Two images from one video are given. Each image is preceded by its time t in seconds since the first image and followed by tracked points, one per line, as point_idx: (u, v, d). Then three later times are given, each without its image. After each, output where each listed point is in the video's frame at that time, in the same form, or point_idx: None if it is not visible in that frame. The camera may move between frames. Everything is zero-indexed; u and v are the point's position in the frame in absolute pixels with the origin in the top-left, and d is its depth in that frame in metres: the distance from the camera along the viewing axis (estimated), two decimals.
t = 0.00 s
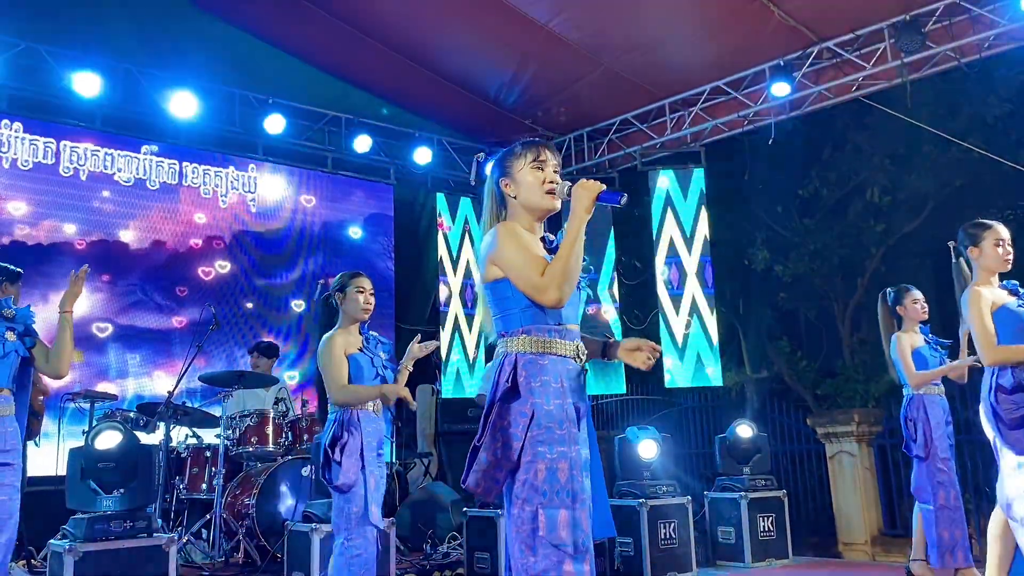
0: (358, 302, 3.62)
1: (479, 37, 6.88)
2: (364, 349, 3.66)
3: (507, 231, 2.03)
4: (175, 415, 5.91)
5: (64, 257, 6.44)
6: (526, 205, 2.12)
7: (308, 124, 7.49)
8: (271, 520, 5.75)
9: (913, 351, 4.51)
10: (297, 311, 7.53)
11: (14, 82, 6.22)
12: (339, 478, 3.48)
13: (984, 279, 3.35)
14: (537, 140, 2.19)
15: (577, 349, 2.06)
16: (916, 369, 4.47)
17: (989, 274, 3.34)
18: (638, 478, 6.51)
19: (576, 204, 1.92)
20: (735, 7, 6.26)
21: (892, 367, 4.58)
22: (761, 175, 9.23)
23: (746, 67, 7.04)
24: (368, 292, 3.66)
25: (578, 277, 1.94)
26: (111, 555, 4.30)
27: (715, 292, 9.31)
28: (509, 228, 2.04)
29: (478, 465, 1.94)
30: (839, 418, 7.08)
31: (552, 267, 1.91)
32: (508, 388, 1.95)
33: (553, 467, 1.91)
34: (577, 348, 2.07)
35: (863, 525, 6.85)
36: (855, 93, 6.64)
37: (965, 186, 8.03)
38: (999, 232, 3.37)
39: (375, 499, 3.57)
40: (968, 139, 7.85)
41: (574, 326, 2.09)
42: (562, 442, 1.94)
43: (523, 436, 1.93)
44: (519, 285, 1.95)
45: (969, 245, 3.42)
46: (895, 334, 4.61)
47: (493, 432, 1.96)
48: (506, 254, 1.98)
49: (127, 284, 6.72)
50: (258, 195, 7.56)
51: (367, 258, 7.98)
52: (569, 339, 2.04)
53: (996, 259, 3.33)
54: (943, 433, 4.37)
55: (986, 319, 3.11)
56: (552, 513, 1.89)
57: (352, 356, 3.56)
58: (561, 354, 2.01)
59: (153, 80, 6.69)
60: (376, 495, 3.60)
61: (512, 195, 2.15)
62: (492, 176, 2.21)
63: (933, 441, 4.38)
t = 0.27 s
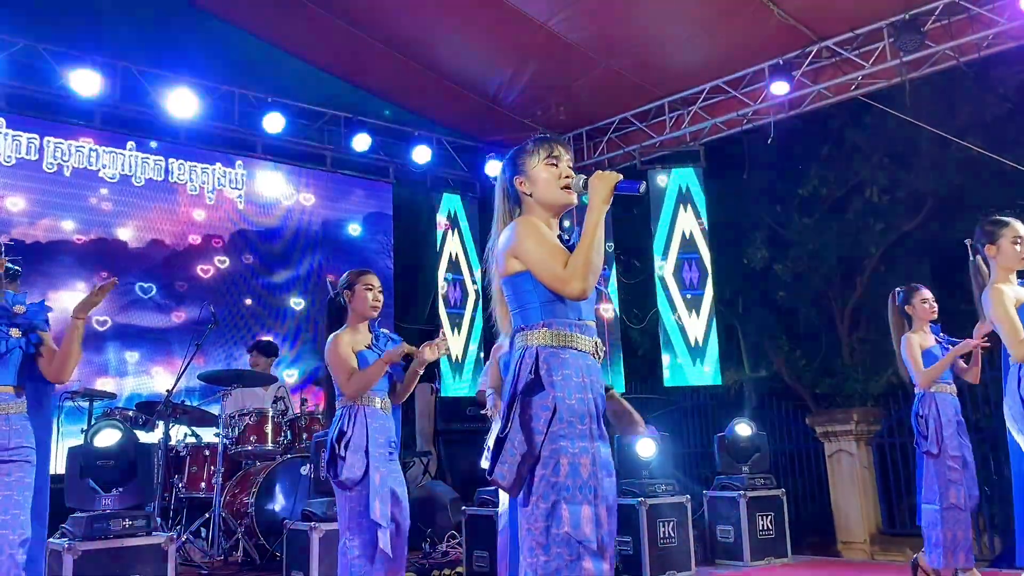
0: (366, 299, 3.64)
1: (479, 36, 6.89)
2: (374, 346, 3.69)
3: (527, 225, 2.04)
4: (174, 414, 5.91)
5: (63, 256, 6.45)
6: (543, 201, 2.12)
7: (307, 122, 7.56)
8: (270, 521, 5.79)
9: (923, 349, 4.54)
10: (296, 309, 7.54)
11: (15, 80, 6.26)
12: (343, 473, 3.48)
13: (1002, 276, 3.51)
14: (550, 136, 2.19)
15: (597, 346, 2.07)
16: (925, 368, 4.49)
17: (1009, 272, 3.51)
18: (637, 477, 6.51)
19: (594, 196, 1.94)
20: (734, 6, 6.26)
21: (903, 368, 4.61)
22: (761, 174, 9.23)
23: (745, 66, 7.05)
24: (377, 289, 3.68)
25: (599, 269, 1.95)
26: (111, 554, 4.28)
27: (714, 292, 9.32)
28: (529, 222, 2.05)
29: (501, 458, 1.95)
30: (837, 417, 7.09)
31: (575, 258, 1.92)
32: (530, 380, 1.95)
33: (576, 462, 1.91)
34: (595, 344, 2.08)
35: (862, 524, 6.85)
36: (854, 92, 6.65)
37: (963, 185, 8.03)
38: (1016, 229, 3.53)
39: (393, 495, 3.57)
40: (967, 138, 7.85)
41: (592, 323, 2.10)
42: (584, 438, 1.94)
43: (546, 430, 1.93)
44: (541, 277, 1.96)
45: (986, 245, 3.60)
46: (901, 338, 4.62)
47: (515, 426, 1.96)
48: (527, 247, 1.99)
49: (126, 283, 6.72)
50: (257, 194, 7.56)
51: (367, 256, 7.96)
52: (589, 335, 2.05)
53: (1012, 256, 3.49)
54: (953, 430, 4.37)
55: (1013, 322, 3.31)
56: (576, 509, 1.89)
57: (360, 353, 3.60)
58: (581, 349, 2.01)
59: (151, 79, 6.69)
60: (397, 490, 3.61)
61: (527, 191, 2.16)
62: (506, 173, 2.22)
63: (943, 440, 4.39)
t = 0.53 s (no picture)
0: (371, 297, 3.67)
1: (477, 35, 6.88)
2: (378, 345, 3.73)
3: (532, 220, 2.04)
4: (173, 413, 5.90)
5: (62, 254, 6.45)
6: (552, 198, 2.12)
7: (307, 122, 7.45)
8: (270, 520, 5.78)
9: (925, 349, 4.56)
10: (296, 308, 7.52)
11: (14, 78, 6.20)
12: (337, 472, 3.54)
13: (1012, 273, 3.52)
14: (558, 134, 2.20)
15: (601, 345, 2.06)
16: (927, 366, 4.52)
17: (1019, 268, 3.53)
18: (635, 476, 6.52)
19: (599, 193, 1.93)
20: (733, 6, 6.26)
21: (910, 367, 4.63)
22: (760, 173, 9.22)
23: (744, 65, 7.05)
24: (382, 287, 3.69)
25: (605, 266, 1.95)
26: (110, 553, 4.28)
27: (713, 291, 9.32)
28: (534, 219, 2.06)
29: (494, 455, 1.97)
30: (835, 415, 7.09)
31: (581, 254, 1.92)
32: (525, 378, 1.97)
33: (571, 462, 1.91)
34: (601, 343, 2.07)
35: (860, 523, 6.86)
36: (853, 91, 6.65)
37: (962, 184, 8.03)
38: None
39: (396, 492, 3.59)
40: (966, 138, 7.85)
41: (598, 321, 2.09)
42: (580, 438, 1.93)
43: (541, 429, 1.93)
44: (544, 273, 1.97)
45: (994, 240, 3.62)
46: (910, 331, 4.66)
47: (512, 423, 1.98)
48: (532, 242, 2.00)
49: (124, 282, 6.72)
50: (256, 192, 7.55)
51: (365, 254, 7.99)
52: (593, 334, 2.04)
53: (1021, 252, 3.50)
54: (952, 432, 4.36)
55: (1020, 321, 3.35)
56: (569, 509, 1.88)
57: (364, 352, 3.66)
58: (583, 348, 2.01)
59: (151, 79, 6.63)
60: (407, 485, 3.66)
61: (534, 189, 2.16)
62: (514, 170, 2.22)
63: (940, 439, 4.40)
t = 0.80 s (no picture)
0: (369, 297, 3.74)
1: (476, 35, 6.88)
2: (382, 343, 3.77)
3: (519, 223, 2.04)
4: (171, 412, 5.89)
5: (61, 254, 6.45)
6: (549, 194, 2.11)
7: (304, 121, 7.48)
8: (267, 517, 5.76)
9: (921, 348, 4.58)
10: (293, 306, 7.51)
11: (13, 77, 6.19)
12: (337, 472, 3.67)
13: (1012, 269, 3.51)
14: (559, 132, 2.18)
15: (592, 341, 1.99)
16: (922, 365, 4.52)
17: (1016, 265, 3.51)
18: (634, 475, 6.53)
19: (591, 191, 1.87)
20: (731, 5, 6.26)
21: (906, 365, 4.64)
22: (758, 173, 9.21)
23: (743, 65, 7.05)
24: (379, 285, 3.73)
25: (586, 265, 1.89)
26: (108, 552, 4.28)
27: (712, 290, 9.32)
28: (522, 221, 2.06)
29: (481, 458, 1.99)
30: (834, 415, 7.09)
31: (557, 255, 1.88)
32: (508, 382, 2.01)
33: (552, 462, 1.88)
34: (593, 338, 2.00)
35: (858, 522, 6.86)
36: (851, 91, 6.65)
37: (960, 184, 8.02)
38: None
39: (401, 493, 3.67)
40: (964, 137, 7.85)
41: (598, 317, 2.05)
42: (563, 438, 1.89)
43: (525, 431, 1.95)
44: (526, 274, 1.96)
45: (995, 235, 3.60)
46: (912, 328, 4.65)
47: (497, 426, 2.00)
48: (515, 244, 2.00)
49: (123, 282, 6.71)
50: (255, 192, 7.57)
51: (364, 253, 8.01)
52: (586, 332, 1.99)
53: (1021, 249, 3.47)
54: (948, 432, 4.38)
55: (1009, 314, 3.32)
56: (552, 509, 1.85)
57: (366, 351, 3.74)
58: (572, 347, 1.97)
59: (150, 78, 6.62)
60: (417, 486, 3.75)
61: (533, 186, 2.14)
62: (514, 168, 2.20)
63: (935, 438, 4.43)
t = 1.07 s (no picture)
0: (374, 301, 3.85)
1: (475, 34, 6.88)
2: (384, 347, 3.83)
3: (501, 233, 2.01)
4: (170, 412, 5.89)
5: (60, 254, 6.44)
6: (539, 204, 2.08)
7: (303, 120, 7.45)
8: (266, 517, 5.75)
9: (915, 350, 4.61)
10: (291, 305, 7.51)
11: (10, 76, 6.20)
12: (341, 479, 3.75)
13: (1006, 270, 3.50)
14: (555, 140, 2.15)
15: (578, 346, 1.95)
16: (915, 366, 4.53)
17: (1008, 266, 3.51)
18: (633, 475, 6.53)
19: (573, 206, 1.84)
20: (730, 5, 6.26)
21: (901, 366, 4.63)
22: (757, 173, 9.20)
23: (742, 64, 7.04)
24: (381, 289, 3.81)
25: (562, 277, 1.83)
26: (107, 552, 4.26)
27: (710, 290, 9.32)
28: (505, 232, 2.03)
29: (476, 470, 2.03)
30: (833, 414, 7.09)
31: (532, 267, 1.84)
32: (495, 395, 2.06)
33: (540, 469, 1.89)
34: (580, 342, 1.96)
35: (857, 522, 6.87)
36: (850, 90, 6.65)
37: (959, 183, 8.02)
38: None
39: (406, 495, 3.69)
40: (963, 136, 7.85)
41: (591, 321, 2.03)
42: (548, 444, 1.89)
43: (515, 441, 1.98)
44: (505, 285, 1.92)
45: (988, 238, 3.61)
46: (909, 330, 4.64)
47: (488, 439, 2.04)
48: (495, 255, 1.97)
49: (122, 282, 6.70)
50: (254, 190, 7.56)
51: (362, 254, 8.03)
52: (574, 338, 1.96)
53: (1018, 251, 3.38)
54: (944, 434, 4.38)
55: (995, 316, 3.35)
56: (543, 515, 1.86)
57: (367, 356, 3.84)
58: (554, 355, 1.95)
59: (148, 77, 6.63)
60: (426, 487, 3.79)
61: (524, 194, 2.12)
62: (507, 176, 2.18)
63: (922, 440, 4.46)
